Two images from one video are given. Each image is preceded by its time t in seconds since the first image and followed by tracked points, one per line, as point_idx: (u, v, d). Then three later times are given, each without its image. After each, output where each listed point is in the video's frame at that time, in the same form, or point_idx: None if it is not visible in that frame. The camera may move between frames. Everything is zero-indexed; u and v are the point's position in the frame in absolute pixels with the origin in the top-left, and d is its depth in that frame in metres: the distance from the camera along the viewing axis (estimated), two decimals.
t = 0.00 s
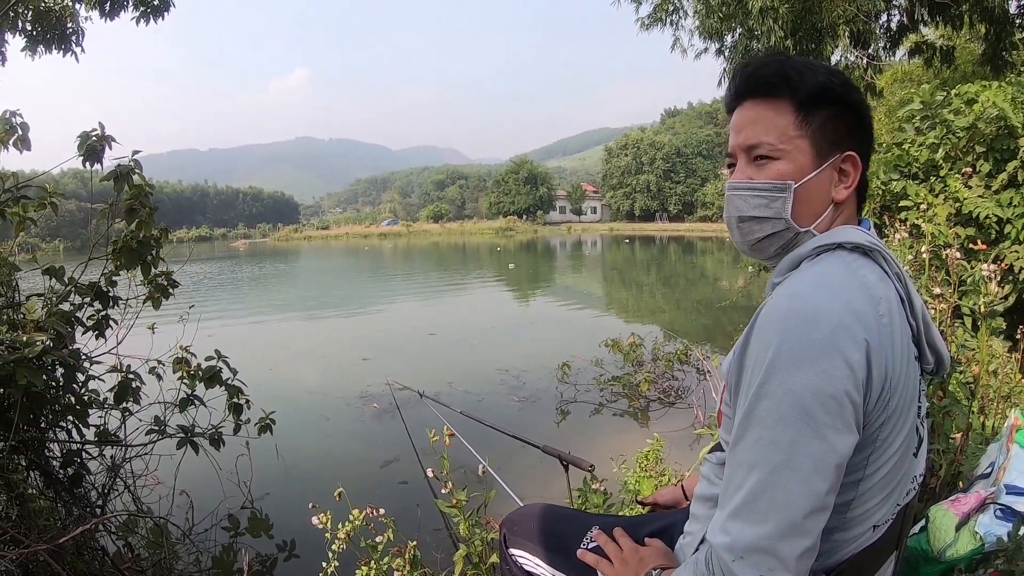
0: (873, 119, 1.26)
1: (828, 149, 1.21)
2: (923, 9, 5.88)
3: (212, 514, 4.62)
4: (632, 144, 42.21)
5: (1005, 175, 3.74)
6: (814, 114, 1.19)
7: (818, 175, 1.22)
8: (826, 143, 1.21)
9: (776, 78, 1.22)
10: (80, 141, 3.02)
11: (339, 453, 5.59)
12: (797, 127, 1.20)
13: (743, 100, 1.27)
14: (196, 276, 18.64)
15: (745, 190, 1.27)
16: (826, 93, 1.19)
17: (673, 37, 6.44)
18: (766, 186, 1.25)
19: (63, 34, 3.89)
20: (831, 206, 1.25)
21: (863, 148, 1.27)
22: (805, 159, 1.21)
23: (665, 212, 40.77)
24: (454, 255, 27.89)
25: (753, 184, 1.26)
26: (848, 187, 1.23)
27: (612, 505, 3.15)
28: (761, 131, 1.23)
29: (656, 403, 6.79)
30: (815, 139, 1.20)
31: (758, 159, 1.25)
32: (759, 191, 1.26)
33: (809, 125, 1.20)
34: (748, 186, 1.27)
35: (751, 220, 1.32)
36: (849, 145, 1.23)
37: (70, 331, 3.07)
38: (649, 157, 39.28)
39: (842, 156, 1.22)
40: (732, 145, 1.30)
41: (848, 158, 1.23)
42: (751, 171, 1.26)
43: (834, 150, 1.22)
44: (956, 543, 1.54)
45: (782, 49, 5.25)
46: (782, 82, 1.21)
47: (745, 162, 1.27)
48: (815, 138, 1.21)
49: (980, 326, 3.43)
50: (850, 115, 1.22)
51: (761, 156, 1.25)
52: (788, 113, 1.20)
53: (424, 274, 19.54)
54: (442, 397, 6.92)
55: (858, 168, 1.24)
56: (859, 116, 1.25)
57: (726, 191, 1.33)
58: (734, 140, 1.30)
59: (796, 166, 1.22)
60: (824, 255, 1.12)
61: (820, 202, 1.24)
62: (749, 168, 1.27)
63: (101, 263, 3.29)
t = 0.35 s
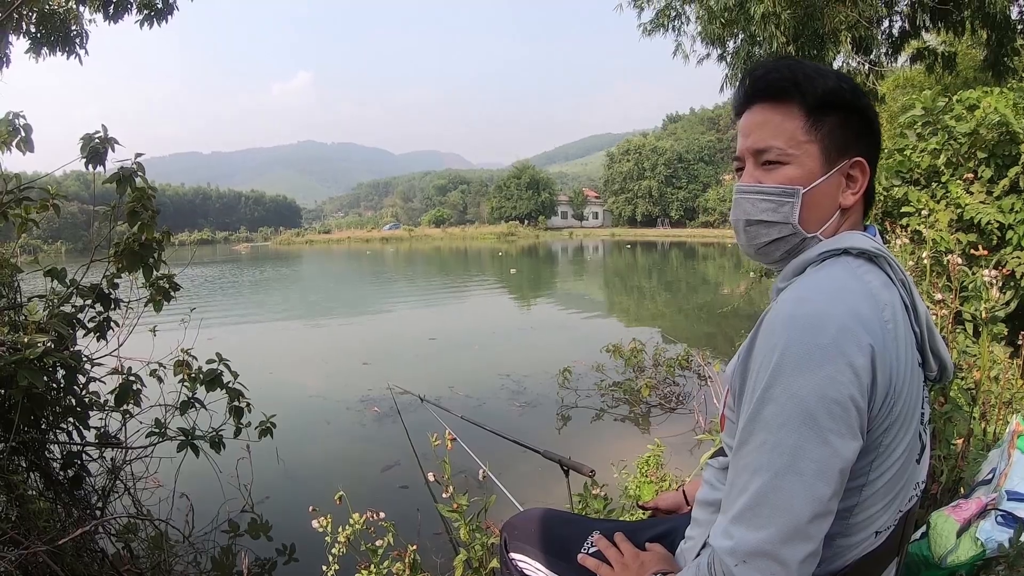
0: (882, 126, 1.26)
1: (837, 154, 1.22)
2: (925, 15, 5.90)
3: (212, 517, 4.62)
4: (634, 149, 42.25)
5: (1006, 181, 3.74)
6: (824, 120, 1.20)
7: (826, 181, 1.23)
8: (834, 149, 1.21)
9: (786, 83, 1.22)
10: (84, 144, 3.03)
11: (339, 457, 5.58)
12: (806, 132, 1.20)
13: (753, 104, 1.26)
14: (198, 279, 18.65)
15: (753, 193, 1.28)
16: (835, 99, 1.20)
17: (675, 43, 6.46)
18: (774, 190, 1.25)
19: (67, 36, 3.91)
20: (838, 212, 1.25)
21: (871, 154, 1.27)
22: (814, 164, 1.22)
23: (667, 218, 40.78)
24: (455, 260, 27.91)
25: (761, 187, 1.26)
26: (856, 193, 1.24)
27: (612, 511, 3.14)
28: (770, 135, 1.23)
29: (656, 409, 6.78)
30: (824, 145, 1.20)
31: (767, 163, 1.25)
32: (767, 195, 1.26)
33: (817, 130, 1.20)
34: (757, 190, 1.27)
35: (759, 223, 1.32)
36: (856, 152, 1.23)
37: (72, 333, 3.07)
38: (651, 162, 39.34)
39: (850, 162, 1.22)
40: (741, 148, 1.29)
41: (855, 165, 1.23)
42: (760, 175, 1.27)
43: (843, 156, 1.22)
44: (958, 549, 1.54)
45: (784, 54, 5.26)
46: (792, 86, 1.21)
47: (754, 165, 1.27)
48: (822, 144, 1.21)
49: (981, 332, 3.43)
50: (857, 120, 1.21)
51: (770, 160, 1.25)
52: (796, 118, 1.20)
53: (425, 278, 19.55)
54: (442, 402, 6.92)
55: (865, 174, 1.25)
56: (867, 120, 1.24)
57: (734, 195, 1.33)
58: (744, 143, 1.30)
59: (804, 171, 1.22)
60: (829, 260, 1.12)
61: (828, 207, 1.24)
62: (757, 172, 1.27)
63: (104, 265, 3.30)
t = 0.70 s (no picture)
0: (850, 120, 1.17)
1: (772, 162, 1.25)
2: (925, 24, 5.93)
3: (209, 522, 4.59)
4: (635, 156, 42.36)
5: (1007, 190, 3.76)
6: (761, 132, 1.26)
7: (765, 189, 1.27)
8: (768, 158, 1.25)
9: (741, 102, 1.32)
10: (85, 146, 3.04)
11: (338, 463, 5.56)
12: (749, 149, 1.30)
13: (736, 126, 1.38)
14: (199, 284, 18.63)
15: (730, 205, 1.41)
16: (771, 110, 1.23)
17: (676, 51, 6.49)
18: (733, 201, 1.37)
19: (70, 39, 3.93)
20: (784, 217, 1.26)
21: (852, 149, 1.17)
22: (753, 176, 1.29)
23: (667, 225, 40.82)
24: (456, 266, 27.90)
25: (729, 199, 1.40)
26: (792, 197, 1.22)
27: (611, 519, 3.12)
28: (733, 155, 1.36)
29: (656, 417, 6.76)
30: (758, 157, 1.27)
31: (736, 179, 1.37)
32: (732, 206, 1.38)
33: (758, 143, 1.27)
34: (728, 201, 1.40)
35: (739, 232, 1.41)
36: (791, 157, 1.21)
37: (71, 336, 3.07)
38: (651, 169, 39.41)
39: (782, 169, 1.22)
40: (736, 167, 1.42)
41: (788, 169, 1.21)
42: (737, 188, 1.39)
43: (776, 163, 1.24)
44: (957, 557, 1.53)
45: (785, 63, 5.29)
46: (741, 105, 1.32)
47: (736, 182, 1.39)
48: (762, 154, 1.26)
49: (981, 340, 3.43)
50: (795, 123, 1.19)
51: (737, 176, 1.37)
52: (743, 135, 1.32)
53: (426, 285, 19.55)
54: (441, 409, 6.90)
55: (808, 178, 1.20)
56: (821, 118, 1.17)
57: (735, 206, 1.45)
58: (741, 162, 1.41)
59: (746, 183, 1.31)
60: (827, 271, 1.12)
61: (770, 214, 1.28)
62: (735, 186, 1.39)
63: (103, 268, 3.29)
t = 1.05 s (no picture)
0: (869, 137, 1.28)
1: (831, 176, 1.23)
2: (923, 31, 5.96)
3: (206, 528, 4.56)
4: (634, 162, 42.41)
5: (1005, 196, 3.79)
6: (818, 140, 1.20)
7: (821, 202, 1.24)
8: (830, 170, 1.22)
9: (783, 104, 1.22)
10: (84, 150, 3.04)
11: (335, 468, 5.54)
12: (800, 154, 1.21)
13: (746, 123, 1.27)
14: (196, 288, 18.62)
15: (750, 214, 1.29)
16: (831, 121, 1.20)
17: (675, 57, 6.53)
18: (771, 210, 1.26)
19: (70, 42, 3.93)
20: (831, 231, 1.27)
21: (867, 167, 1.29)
22: (809, 185, 1.23)
23: (666, 231, 40.87)
24: (454, 272, 27.88)
25: (757, 208, 1.27)
26: (847, 212, 1.26)
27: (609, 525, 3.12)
28: (764, 156, 1.24)
29: (655, 423, 6.75)
30: (818, 166, 1.21)
31: (761, 183, 1.26)
32: (764, 215, 1.27)
33: (814, 151, 1.21)
34: (753, 210, 1.28)
35: (755, 242, 1.32)
36: (851, 171, 1.24)
37: (69, 340, 3.06)
38: (650, 176, 39.50)
39: (842, 182, 1.23)
40: (735, 168, 1.30)
41: (848, 185, 1.24)
42: (756, 195, 1.28)
43: (837, 176, 1.23)
44: (954, 563, 1.53)
45: (783, 69, 5.32)
46: (784, 106, 1.21)
47: (748, 185, 1.28)
48: (820, 165, 1.21)
49: (978, 346, 3.43)
50: (848, 139, 1.22)
51: (764, 180, 1.26)
52: (791, 138, 1.20)
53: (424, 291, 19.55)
54: (440, 414, 6.89)
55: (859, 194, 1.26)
56: (859, 135, 1.24)
57: (730, 214, 1.34)
58: (735, 163, 1.30)
59: (800, 192, 1.23)
60: (827, 273, 1.12)
61: (822, 227, 1.26)
62: (753, 192, 1.28)
63: (102, 273, 3.29)
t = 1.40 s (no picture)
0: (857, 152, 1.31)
1: (824, 188, 1.25)
2: (922, 35, 5.99)
3: (205, 531, 4.55)
4: (633, 166, 42.48)
5: (1004, 200, 3.83)
6: (815, 153, 1.22)
7: (814, 212, 1.26)
8: (824, 183, 1.24)
9: (781, 117, 1.22)
10: (84, 153, 3.04)
11: (334, 472, 5.53)
12: (798, 167, 1.23)
13: (746, 134, 1.26)
14: (196, 292, 18.62)
15: (746, 222, 1.28)
16: (827, 137, 1.22)
17: (674, 62, 6.55)
18: (768, 218, 1.26)
19: (70, 44, 3.94)
20: (822, 239, 1.29)
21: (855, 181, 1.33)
22: (805, 196, 1.24)
23: (666, 236, 40.89)
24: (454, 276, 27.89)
25: (753, 216, 1.27)
26: (837, 223, 1.28)
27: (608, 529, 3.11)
28: (764, 168, 1.24)
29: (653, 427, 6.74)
30: (813, 179, 1.24)
31: (759, 193, 1.26)
32: (760, 223, 1.27)
33: (810, 164, 1.22)
34: (750, 218, 1.28)
35: (751, 249, 1.32)
36: (842, 185, 1.27)
37: (68, 342, 3.06)
38: (650, 180, 39.54)
39: (834, 194, 1.26)
40: (732, 178, 1.29)
41: (837, 197, 1.27)
42: (752, 205, 1.28)
43: (829, 188, 1.25)
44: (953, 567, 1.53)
45: (782, 74, 5.34)
46: (786, 119, 1.22)
47: (745, 195, 1.28)
48: (816, 177, 1.23)
49: (976, 350, 3.44)
50: (840, 153, 1.25)
51: (763, 190, 1.26)
52: (789, 150, 1.22)
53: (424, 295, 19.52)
54: (438, 418, 6.88)
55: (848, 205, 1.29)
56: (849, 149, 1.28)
57: (726, 223, 1.34)
58: (732, 173, 1.29)
59: (796, 202, 1.24)
60: (820, 272, 1.12)
61: (814, 237, 1.27)
62: (749, 202, 1.28)
63: (101, 275, 3.28)
